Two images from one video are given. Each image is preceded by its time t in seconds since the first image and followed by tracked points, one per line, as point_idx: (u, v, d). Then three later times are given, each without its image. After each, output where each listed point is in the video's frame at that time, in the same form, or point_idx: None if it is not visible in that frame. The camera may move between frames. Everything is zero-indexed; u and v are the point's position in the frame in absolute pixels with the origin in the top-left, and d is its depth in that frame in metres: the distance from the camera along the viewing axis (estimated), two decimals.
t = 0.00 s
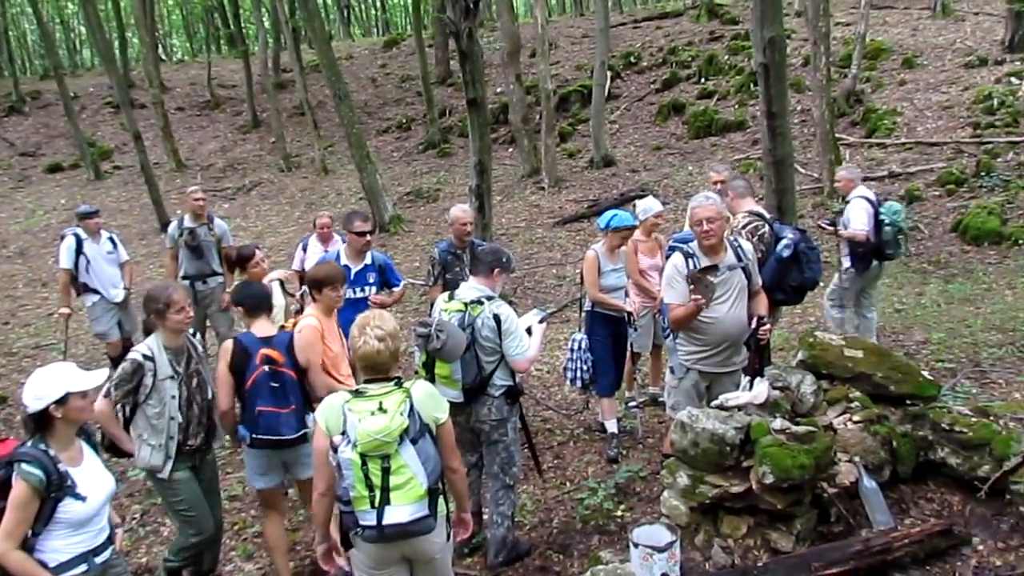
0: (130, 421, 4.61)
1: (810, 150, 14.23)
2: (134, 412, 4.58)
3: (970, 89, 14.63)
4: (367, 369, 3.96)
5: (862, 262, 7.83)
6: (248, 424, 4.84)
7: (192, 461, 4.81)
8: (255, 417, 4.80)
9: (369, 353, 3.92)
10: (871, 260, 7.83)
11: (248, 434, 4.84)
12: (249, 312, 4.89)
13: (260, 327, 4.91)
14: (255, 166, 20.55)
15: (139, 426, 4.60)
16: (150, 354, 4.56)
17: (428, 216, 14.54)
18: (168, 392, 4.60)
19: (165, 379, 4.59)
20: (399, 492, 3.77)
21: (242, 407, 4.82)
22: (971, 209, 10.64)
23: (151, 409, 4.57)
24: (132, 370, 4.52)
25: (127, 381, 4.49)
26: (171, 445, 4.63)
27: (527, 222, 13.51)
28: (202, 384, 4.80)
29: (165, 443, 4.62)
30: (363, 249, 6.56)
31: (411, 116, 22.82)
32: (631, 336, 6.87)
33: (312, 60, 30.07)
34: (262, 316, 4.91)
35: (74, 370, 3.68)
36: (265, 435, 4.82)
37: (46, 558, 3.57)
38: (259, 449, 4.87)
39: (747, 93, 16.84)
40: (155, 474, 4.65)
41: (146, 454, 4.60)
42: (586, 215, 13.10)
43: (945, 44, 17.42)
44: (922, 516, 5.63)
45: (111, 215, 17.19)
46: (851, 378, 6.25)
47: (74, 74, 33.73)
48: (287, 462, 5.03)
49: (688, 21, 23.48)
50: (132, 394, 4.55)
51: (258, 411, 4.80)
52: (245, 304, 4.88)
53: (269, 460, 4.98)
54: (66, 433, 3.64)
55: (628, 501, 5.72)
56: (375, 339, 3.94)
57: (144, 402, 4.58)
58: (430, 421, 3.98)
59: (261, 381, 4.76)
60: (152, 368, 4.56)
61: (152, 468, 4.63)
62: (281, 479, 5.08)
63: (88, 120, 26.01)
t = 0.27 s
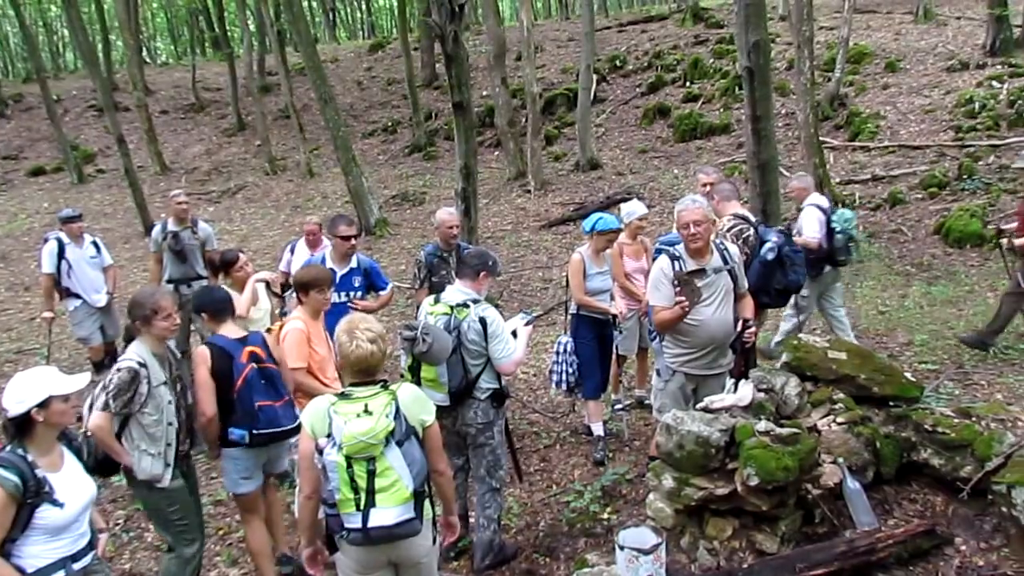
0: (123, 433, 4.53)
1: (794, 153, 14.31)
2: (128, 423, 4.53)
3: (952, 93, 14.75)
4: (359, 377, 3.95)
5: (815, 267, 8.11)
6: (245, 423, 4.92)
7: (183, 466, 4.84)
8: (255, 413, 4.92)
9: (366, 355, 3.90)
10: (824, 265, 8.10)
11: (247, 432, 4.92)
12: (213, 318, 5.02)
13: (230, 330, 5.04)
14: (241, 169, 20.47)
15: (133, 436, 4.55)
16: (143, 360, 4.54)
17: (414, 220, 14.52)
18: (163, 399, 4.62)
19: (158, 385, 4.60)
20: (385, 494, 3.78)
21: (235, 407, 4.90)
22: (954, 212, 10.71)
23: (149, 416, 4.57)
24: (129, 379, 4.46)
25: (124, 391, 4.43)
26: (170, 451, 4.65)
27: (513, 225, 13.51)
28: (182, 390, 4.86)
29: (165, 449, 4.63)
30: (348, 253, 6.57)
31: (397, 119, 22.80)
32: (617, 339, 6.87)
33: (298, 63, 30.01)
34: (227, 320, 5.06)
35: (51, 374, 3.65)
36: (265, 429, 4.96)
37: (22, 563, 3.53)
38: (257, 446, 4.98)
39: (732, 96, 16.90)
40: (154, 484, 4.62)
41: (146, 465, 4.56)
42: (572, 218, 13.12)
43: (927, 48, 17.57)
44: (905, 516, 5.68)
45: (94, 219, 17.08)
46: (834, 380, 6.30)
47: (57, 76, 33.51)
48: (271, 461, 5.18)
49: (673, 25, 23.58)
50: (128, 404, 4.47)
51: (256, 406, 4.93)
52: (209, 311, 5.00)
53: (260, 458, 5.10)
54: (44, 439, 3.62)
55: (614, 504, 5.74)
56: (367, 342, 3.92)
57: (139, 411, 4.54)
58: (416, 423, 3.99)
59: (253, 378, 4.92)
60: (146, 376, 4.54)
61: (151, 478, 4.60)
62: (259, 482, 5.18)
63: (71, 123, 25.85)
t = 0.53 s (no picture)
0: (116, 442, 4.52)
1: (779, 155, 14.38)
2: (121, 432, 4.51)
3: (935, 94, 14.86)
4: (352, 379, 3.94)
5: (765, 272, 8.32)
6: (242, 421, 4.99)
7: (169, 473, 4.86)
8: (254, 409, 5.01)
9: (362, 356, 3.90)
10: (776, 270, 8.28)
11: (247, 429, 5.01)
12: (186, 324, 4.98)
13: (205, 336, 5.05)
14: (227, 174, 20.37)
15: (127, 446, 4.54)
16: (131, 369, 4.52)
17: (402, 224, 14.49)
18: (152, 406, 4.63)
19: (146, 392, 4.59)
20: (375, 497, 3.77)
21: (231, 407, 4.95)
22: (938, 212, 10.75)
23: (141, 424, 4.57)
24: (123, 387, 4.45)
25: (119, 400, 4.41)
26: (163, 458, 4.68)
27: (501, 228, 13.54)
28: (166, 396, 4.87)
29: (158, 456, 4.66)
30: (333, 258, 6.65)
31: (383, 123, 22.80)
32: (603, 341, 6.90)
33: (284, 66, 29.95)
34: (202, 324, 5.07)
35: (39, 380, 3.62)
36: (264, 424, 5.07)
37: (9, 571, 3.53)
38: (255, 441, 5.08)
39: (717, 98, 16.96)
40: (149, 493, 4.63)
41: (143, 473, 4.57)
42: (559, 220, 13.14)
43: (909, 49, 17.70)
44: (891, 515, 5.73)
45: (78, 225, 16.98)
46: (819, 380, 6.36)
47: (40, 82, 33.31)
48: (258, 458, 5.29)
49: (658, 28, 23.68)
50: (121, 414, 4.46)
51: (255, 403, 5.03)
52: (179, 317, 4.94)
53: (252, 454, 5.21)
54: (31, 446, 3.60)
55: (603, 506, 5.76)
56: (359, 345, 3.92)
57: (132, 419, 4.53)
58: (405, 426, 3.98)
59: (247, 376, 5.00)
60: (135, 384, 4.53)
61: (148, 487, 4.61)
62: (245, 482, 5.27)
63: (54, 129, 25.71)
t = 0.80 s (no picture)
0: (94, 455, 4.46)
1: (764, 160, 14.41)
2: (99, 444, 4.46)
3: (917, 100, 14.95)
4: (336, 381, 3.92)
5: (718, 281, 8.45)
6: (205, 422, 5.03)
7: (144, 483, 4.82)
8: (218, 410, 5.05)
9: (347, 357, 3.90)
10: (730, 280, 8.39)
11: (210, 429, 5.04)
12: (154, 325, 5.01)
13: (170, 338, 5.08)
14: (209, 177, 20.28)
15: (106, 458, 4.50)
16: (109, 379, 4.46)
17: (388, 228, 14.38)
18: (130, 416, 4.58)
19: (125, 403, 4.54)
20: (359, 501, 3.74)
21: (195, 408, 4.99)
22: (921, 217, 10.81)
23: (120, 435, 4.52)
24: (101, 398, 4.38)
25: (98, 412, 4.36)
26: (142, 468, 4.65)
27: (486, 232, 13.52)
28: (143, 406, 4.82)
29: (137, 467, 4.63)
30: (313, 261, 6.63)
31: (368, 127, 22.78)
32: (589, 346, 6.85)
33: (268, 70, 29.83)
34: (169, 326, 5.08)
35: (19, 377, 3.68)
36: (228, 424, 5.11)
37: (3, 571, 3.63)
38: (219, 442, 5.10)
39: (703, 103, 16.97)
40: (129, 505, 4.61)
41: (124, 485, 4.55)
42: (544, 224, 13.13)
43: (893, 55, 17.85)
44: (874, 520, 5.78)
45: (55, 229, 16.84)
46: (803, 385, 6.39)
47: (19, 83, 33.00)
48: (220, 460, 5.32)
49: (644, 32, 23.78)
50: (100, 426, 4.41)
51: (218, 404, 5.07)
52: (149, 317, 4.98)
53: (215, 456, 5.24)
54: (14, 444, 3.67)
55: (587, 512, 5.76)
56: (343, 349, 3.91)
57: (110, 431, 4.48)
58: (389, 431, 3.98)
59: (211, 377, 5.06)
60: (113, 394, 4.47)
61: (127, 498, 4.59)
62: (207, 486, 5.30)
63: (32, 131, 25.48)
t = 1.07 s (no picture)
0: (45, 479, 4.03)
1: (763, 156, 14.01)
2: (50, 466, 4.03)
3: (930, 93, 14.63)
4: (306, 389, 3.67)
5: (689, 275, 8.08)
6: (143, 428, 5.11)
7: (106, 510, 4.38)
8: (155, 416, 5.15)
9: (318, 361, 3.69)
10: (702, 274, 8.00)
11: (147, 437, 5.11)
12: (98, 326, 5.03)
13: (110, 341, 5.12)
14: (175, 176, 19.80)
15: (58, 483, 4.07)
16: (62, 396, 4.03)
17: (369, 230, 13.96)
18: (86, 437, 4.16)
19: (80, 422, 4.12)
20: (334, 520, 3.56)
21: (133, 414, 5.08)
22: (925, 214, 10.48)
23: (73, 458, 4.10)
24: (50, 418, 3.96)
25: (46, 433, 3.94)
26: (98, 494, 4.23)
27: (471, 232, 13.11)
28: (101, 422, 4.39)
29: (92, 493, 4.21)
30: (284, 263, 6.22)
31: (344, 120, 22.37)
32: (581, 352, 6.45)
33: (238, 59, 29.28)
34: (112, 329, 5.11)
35: None
36: (165, 432, 5.19)
37: None
38: (157, 450, 5.18)
39: (701, 94, 16.63)
40: (84, 534, 4.19)
41: (78, 512, 4.13)
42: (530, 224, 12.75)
43: (902, 44, 17.52)
44: (882, 538, 5.49)
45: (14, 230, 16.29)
46: (807, 395, 6.00)
47: None
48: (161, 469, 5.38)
49: (637, 19, 23.40)
50: (51, 447, 4.00)
51: (156, 410, 5.17)
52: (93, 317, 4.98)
53: (155, 463, 5.29)
54: None
55: (579, 531, 5.47)
56: (299, 360, 3.67)
57: (63, 452, 4.06)
58: (367, 444, 3.75)
59: (149, 382, 5.17)
60: (67, 413, 4.04)
61: (82, 527, 4.17)
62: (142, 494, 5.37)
63: None
